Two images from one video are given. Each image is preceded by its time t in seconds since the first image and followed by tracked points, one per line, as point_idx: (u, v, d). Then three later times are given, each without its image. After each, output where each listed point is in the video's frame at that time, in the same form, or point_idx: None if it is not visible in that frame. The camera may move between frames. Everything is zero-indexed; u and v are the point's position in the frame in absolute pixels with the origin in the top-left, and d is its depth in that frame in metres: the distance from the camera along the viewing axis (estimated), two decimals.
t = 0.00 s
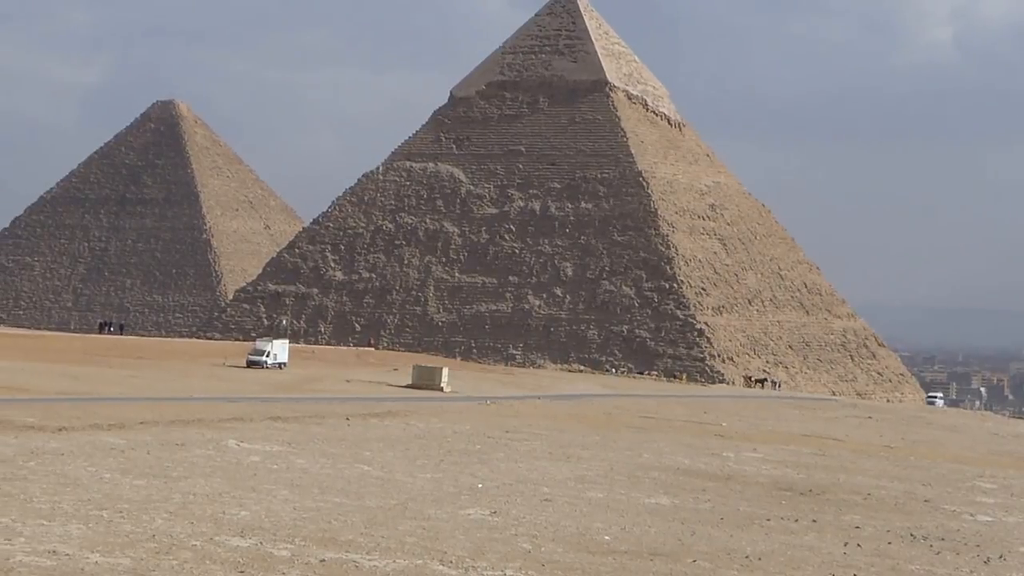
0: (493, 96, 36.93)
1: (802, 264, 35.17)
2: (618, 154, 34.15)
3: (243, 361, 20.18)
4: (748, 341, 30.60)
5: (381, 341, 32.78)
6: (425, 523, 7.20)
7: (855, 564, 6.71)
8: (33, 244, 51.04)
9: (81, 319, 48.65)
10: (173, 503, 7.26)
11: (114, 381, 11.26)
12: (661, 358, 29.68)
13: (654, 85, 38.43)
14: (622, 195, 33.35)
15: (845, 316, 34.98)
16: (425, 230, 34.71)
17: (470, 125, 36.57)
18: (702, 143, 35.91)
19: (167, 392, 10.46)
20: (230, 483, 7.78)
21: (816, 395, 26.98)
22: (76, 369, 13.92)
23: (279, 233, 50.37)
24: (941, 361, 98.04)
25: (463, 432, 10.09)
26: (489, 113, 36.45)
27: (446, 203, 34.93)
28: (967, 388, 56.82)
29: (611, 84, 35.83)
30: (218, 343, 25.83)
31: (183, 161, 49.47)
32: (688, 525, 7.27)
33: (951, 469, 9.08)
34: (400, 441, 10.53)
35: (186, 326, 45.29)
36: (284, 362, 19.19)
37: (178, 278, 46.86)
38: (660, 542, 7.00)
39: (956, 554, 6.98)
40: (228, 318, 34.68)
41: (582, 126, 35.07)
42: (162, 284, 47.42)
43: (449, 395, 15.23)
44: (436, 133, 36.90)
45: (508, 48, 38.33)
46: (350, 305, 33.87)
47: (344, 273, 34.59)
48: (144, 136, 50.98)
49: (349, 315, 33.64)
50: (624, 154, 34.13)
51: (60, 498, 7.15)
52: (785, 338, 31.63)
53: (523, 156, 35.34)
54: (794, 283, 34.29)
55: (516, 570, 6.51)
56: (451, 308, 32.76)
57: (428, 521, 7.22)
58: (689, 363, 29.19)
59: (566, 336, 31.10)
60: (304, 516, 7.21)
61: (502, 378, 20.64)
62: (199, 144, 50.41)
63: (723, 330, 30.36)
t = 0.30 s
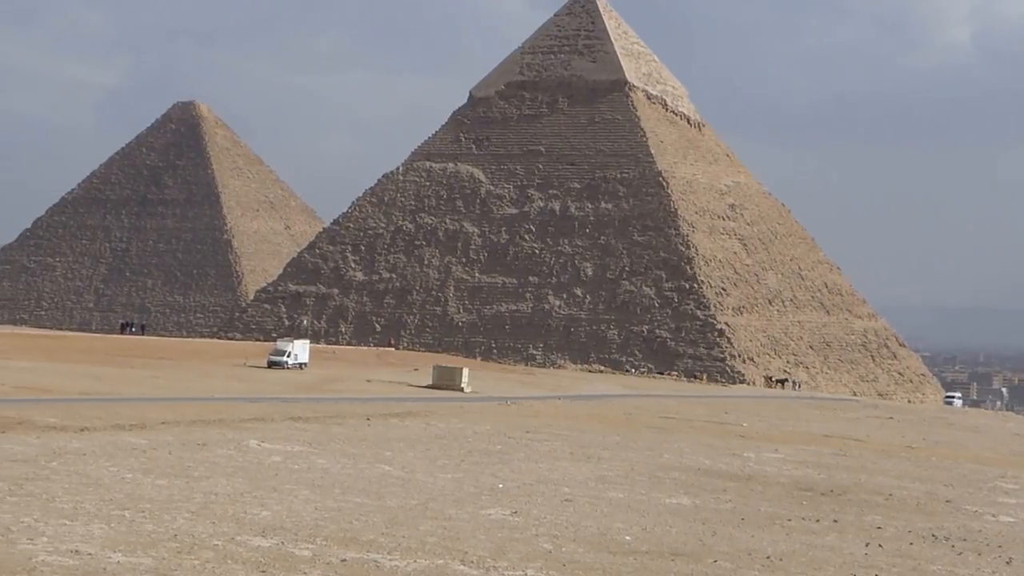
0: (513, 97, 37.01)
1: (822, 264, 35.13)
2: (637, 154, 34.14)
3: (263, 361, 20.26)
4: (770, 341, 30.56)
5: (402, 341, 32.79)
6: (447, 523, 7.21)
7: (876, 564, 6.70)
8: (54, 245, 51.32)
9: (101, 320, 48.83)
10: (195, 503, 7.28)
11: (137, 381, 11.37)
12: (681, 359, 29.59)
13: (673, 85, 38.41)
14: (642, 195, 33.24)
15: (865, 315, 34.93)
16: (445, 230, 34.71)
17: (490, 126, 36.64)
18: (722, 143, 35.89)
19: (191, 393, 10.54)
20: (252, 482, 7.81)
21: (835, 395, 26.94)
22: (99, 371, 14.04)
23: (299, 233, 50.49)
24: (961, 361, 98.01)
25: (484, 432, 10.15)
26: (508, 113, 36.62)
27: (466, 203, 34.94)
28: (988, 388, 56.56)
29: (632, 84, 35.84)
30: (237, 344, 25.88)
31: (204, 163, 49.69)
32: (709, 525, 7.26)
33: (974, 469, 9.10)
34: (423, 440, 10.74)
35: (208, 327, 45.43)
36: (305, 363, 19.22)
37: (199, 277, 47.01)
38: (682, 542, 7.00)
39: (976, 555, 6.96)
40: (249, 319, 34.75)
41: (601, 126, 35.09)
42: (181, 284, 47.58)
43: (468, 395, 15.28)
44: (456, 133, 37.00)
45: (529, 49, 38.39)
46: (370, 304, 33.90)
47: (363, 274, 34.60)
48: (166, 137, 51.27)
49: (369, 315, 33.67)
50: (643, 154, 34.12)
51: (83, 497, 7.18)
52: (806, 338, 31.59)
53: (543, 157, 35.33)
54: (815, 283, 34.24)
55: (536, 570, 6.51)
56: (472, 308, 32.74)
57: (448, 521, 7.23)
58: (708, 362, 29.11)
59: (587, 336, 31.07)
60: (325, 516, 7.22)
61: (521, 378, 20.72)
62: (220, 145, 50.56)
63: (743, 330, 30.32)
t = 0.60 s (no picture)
0: (546, 97, 36.98)
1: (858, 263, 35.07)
2: (670, 154, 34.10)
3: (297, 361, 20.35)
4: (802, 341, 30.52)
5: (435, 341, 32.86)
6: (480, 523, 7.22)
7: (910, 565, 6.69)
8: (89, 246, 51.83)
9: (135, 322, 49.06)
10: (229, 503, 7.30)
11: (170, 381, 11.48)
12: (714, 359, 29.61)
13: (705, 85, 38.31)
14: (674, 195, 33.25)
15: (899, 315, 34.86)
16: (477, 230, 34.73)
17: (523, 126, 36.64)
18: (755, 144, 35.80)
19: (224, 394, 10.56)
20: (284, 482, 7.83)
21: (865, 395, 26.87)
22: (132, 371, 14.18)
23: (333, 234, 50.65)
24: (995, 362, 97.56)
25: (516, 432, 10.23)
26: (540, 113, 36.66)
27: (498, 203, 34.97)
28: (1022, 388, 56.37)
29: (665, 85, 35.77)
30: (265, 343, 25.98)
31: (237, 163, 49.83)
32: (743, 525, 7.26)
33: (1006, 468, 9.08)
34: (455, 440, 10.80)
35: (240, 327, 45.60)
36: (337, 363, 19.25)
37: (235, 279, 47.15)
38: (715, 543, 7.01)
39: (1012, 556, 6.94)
40: (283, 320, 34.86)
41: (634, 126, 35.05)
42: (216, 285, 47.75)
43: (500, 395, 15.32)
44: (488, 134, 37.12)
45: (562, 49, 38.37)
46: (403, 305, 33.96)
47: (397, 274, 34.65)
48: (198, 137, 51.66)
49: (402, 315, 33.73)
50: (677, 153, 34.05)
51: (117, 497, 7.21)
52: (840, 338, 31.53)
53: (576, 157, 35.30)
54: (848, 283, 34.16)
55: (570, 570, 6.51)
56: (505, 308, 32.77)
57: (481, 521, 7.24)
58: (741, 362, 29.10)
59: (619, 337, 31.11)
60: (358, 515, 7.24)
61: (554, 377, 20.80)
62: (252, 145, 50.77)
63: (776, 330, 30.29)
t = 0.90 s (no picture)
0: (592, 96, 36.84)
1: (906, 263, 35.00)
2: (715, 154, 33.95)
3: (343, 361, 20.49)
4: (849, 341, 30.37)
5: (480, 341, 33.03)
6: (527, 524, 7.23)
7: (958, 566, 6.67)
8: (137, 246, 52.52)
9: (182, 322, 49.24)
10: (276, 503, 7.33)
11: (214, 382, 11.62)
12: (760, 359, 29.58)
13: (751, 85, 38.17)
14: (720, 196, 33.09)
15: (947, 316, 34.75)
16: (523, 231, 34.82)
17: (568, 126, 36.57)
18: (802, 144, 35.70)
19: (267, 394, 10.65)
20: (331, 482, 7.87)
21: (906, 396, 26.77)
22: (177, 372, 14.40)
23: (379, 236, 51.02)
24: None
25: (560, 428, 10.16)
26: (585, 113, 36.45)
27: (543, 203, 34.96)
28: None
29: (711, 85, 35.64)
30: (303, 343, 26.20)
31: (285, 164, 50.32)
32: (791, 526, 7.25)
33: None
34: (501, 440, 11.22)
35: (286, 327, 45.66)
36: (383, 364, 19.35)
37: (280, 279, 47.41)
38: (762, 543, 7.00)
39: None
40: (329, 320, 35.23)
41: (680, 126, 34.94)
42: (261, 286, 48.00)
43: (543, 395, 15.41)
44: (533, 134, 37.04)
45: (608, 48, 38.32)
46: (448, 305, 34.20)
47: (442, 275, 34.84)
48: (245, 138, 52.32)
49: (448, 316, 33.98)
50: (724, 153, 33.90)
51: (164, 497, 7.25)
52: (886, 338, 31.46)
53: (622, 158, 35.21)
54: (895, 283, 34.12)
55: (617, 570, 6.50)
56: (551, 308, 32.86)
57: (528, 521, 7.26)
58: (788, 363, 28.99)
59: (664, 337, 31.12)
60: (405, 516, 7.26)
61: (600, 377, 20.92)
62: (298, 146, 51.29)
63: (824, 330, 30.19)
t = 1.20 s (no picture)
0: (646, 96, 36.92)
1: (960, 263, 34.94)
2: (769, 154, 34.00)
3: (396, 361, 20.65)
4: (903, 341, 30.31)
5: (533, 342, 32.93)
6: (581, 524, 7.25)
7: (1015, 567, 6.63)
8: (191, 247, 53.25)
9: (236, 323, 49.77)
10: (330, 503, 7.36)
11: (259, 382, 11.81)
12: (814, 359, 29.42)
13: (806, 85, 38.19)
14: (774, 195, 33.14)
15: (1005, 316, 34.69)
16: (576, 231, 34.80)
17: (621, 126, 36.61)
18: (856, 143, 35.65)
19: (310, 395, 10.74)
20: (384, 482, 7.92)
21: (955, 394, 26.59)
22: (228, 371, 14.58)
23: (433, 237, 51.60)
24: None
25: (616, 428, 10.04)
26: (638, 113, 36.55)
27: (596, 204, 34.99)
28: None
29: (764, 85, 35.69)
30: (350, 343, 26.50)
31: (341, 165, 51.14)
32: (845, 526, 7.24)
33: None
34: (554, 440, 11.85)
35: (340, 327, 45.83)
36: (436, 363, 19.42)
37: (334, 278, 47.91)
38: (817, 543, 6.99)
39: None
40: (382, 321, 35.13)
41: (734, 126, 34.98)
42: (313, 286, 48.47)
43: (596, 395, 15.49)
44: (586, 134, 37.17)
45: (661, 49, 38.41)
46: (501, 305, 34.09)
47: (495, 275, 34.77)
48: (299, 141, 53.29)
49: (500, 316, 33.86)
50: (778, 153, 33.95)
51: (219, 495, 7.29)
52: (941, 339, 31.33)
53: (676, 158, 35.26)
54: (949, 283, 34.12)
55: (671, 570, 6.48)
56: (605, 308, 32.77)
57: (581, 521, 7.27)
58: (842, 363, 28.89)
59: (718, 337, 31.02)
60: (460, 516, 7.27)
61: (654, 377, 21.01)
62: (353, 148, 52.11)
63: (879, 330, 30.11)
